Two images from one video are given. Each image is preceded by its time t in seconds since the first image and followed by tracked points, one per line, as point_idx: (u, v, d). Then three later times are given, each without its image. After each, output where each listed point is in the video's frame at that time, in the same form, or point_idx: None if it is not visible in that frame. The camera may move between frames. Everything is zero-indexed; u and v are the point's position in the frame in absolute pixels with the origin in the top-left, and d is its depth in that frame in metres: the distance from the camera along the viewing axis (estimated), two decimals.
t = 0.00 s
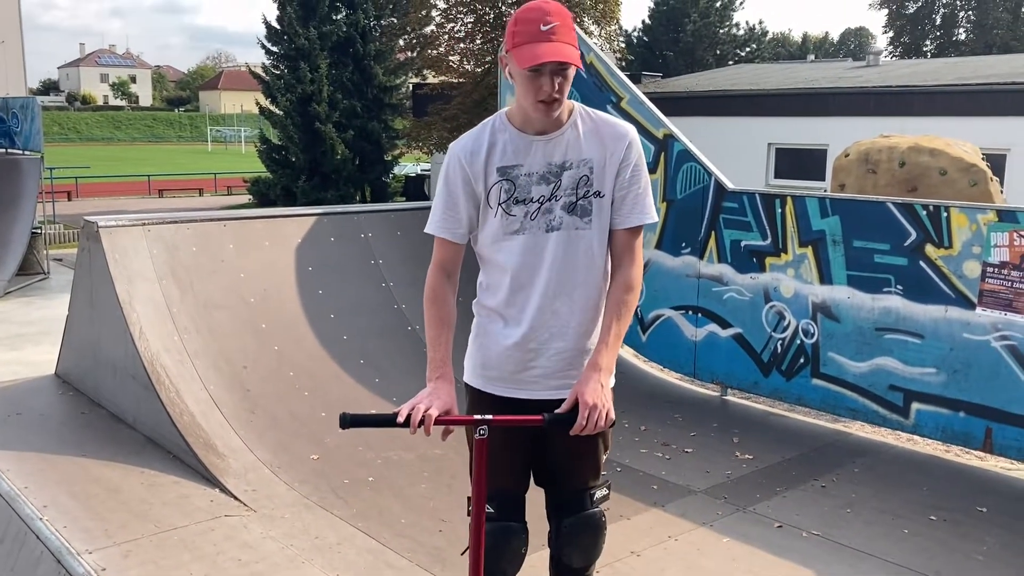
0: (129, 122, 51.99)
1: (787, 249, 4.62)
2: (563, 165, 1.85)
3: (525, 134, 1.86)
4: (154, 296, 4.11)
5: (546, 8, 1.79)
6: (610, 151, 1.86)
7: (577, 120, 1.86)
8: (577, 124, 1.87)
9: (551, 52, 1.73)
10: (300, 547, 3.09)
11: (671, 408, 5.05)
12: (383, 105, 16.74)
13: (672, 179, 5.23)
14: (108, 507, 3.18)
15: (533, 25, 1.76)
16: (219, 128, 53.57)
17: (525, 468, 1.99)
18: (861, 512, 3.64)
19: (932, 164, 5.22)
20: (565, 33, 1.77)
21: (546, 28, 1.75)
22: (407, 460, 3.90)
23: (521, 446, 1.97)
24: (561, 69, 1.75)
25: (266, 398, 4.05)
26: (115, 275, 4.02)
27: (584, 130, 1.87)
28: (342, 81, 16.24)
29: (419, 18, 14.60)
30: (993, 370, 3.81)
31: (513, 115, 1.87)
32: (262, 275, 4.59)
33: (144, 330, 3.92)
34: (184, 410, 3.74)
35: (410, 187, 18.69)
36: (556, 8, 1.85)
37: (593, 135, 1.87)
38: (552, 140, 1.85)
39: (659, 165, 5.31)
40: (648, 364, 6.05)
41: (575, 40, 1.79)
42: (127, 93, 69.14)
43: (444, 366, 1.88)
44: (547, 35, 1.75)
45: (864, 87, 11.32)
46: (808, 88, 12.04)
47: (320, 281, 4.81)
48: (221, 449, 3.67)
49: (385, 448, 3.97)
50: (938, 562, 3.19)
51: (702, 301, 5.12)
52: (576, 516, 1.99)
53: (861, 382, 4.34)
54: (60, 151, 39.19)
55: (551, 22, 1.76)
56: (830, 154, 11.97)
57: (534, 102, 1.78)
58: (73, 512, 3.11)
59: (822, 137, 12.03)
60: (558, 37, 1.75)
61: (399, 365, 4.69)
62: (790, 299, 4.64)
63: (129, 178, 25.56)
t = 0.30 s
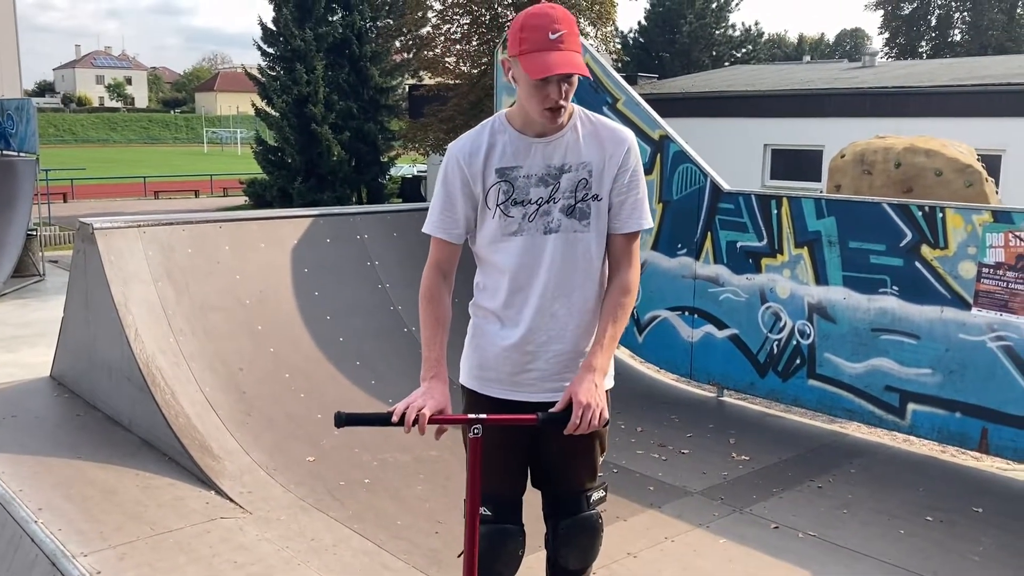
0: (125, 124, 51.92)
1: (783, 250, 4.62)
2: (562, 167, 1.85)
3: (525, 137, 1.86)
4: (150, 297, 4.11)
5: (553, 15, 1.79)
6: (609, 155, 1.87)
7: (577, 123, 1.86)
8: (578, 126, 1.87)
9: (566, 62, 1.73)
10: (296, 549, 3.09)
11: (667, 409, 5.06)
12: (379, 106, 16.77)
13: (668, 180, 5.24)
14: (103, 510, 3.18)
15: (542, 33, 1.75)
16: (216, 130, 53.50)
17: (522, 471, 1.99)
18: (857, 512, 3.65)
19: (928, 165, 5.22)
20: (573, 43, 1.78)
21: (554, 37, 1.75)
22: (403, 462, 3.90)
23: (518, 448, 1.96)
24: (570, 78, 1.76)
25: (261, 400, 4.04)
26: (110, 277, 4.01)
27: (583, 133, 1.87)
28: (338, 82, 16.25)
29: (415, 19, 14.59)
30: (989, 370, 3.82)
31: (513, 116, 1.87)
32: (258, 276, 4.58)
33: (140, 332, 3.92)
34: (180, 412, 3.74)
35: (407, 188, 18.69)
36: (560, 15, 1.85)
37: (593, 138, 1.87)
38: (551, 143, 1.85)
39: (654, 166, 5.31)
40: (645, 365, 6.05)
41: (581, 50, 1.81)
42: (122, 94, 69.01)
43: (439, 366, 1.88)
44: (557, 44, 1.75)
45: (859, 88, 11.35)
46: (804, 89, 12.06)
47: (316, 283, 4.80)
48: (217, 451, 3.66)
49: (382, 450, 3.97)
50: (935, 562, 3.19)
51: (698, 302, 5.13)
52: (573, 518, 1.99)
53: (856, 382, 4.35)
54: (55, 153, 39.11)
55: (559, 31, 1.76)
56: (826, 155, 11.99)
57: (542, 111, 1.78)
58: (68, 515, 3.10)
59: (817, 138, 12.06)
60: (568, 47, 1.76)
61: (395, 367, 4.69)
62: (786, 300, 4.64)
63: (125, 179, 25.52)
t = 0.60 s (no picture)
0: (123, 124, 51.85)
1: (780, 249, 4.62)
2: (559, 168, 1.85)
3: (522, 139, 1.86)
4: (146, 296, 4.10)
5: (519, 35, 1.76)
6: (608, 157, 1.86)
7: (576, 125, 1.86)
8: (577, 129, 1.86)
9: (520, 93, 1.71)
10: (292, 549, 3.09)
11: (664, 408, 5.06)
12: (377, 105, 16.78)
13: (665, 180, 5.24)
14: (99, 509, 3.17)
15: (503, 59, 1.74)
16: (213, 129, 53.42)
17: (517, 470, 1.99)
18: (854, 511, 3.65)
19: (925, 164, 5.22)
20: (536, 64, 1.73)
21: (515, 61, 1.73)
22: (400, 462, 3.90)
23: (513, 447, 1.96)
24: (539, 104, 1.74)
25: (257, 400, 4.04)
26: (106, 277, 4.01)
27: (583, 134, 1.86)
28: (336, 82, 16.24)
29: (412, 18, 14.59)
30: (986, 369, 3.82)
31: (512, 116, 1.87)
32: (254, 275, 4.57)
33: (136, 331, 3.91)
34: (176, 412, 3.73)
35: (404, 187, 18.68)
36: (537, 23, 1.79)
37: (592, 140, 1.86)
38: (550, 145, 1.84)
39: (651, 165, 5.31)
40: (642, 365, 6.05)
41: (551, 66, 1.74)
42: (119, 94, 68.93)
43: (433, 363, 1.87)
44: (515, 70, 1.72)
45: (856, 87, 11.34)
46: (802, 89, 12.06)
47: (312, 282, 4.80)
48: (213, 451, 3.66)
49: (379, 449, 3.97)
50: (932, 561, 3.19)
51: (695, 301, 5.13)
52: (568, 518, 1.99)
53: (854, 382, 4.35)
54: (53, 153, 39.03)
55: (520, 54, 1.73)
56: (823, 154, 11.99)
57: (525, 126, 1.82)
58: (64, 515, 3.09)
59: (815, 137, 12.06)
60: (528, 71, 1.72)
61: (392, 366, 4.69)
62: (783, 299, 4.64)
63: (122, 179, 25.48)
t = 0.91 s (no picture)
0: (123, 124, 51.86)
1: (779, 249, 4.62)
2: (551, 169, 1.85)
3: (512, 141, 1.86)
4: (144, 296, 4.10)
5: (483, 46, 1.73)
6: (600, 155, 1.84)
7: (567, 125, 1.85)
8: (567, 130, 1.85)
9: (479, 107, 1.70)
10: (290, 549, 3.09)
11: (663, 408, 5.06)
12: (376, 105, 16.78)
13: (664, 180, 5.24)
14: (97, 509, 3.17)
15: (471, 73, 1.74)
16: (213, 129, 53.41)
17: (513, 469, 1.99)
18: (852, 512, 3.65)
19: (924, 164, 5.23)
20: (499, 76, 1.70)
21: (479, 75, 1.72)
22: (398, 461, 3.90)
23: (511, 446, 1.96)
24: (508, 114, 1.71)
25: (256, 400, 4.04)
26: (104, 276, 4.01)
27: (574, 133, 1.85)
28: (335, 82, 16.23)
29: (412, 18, 14.60)
30: (985, 369, 3.82)
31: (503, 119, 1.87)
32: (253, 276, 4.57)
33: (134, 331, 3.91)
34: (174, 412, 3.73)
35: (404, 188, 18.68)
36: (504, 29, 1.74)
37: (583, 139, 1.85)
38: (540, 147, 1.84)
39: (650, 165, 5.32)
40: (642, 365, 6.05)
41: (516, 77, 1.70)
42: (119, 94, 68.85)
43: (431, 364, 1.87)
44: (480, 84, 1.72)
45: (856, 88, 11.34)
46: (801, 89, 12.06)
47: (311, 282, 4.80)
48: (212, 451, 3.65)
49: (378, 449, 3.98)
50: (930, 561, 3.19)
51: (694, 301, 5.13)
52: (566, 518, 1.99)
53: (853, 382, 4.35)
54: (52, 153, 39.01)
55: (483, 66, 1.71)
56: (823, 154, 12.00)
57: (506, 134, 1.80)
58: (61, 515, 3.09)
59: (814, 137, 12.06)
60: (490, 84, 1.70)
61: (390, 366, 4.69)
62: (782, 299, 4.64)
63: (122, 179, 25.48)
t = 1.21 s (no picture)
0: (125, 125, 51.94)
1: (781, 251, 4.61)
2: (544, 170, 1.84)
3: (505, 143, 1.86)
4: (145, 296, 4.10)
5: (470, 51, 1.73)
6: (593, 154, 1.83)
7: (559, 124, 1.84)
8: (559, 129, 1.84)
9: (467, 112, 1.68)
10: (290, 550, 3.08)
11: (664, 410, 5.04)
12: (377, 107, 16.79)
13: (665, 181, 5.23)
14: (97, 510, 3.16)
15: (458, 79, 1.74)
16: (214, 131, 53.48)
17: (514, 470, 1.98)
18: (855, 513, 3.63)
19: (926, 166, 5.22)
20: (486, 80, 1.69)
21: (466, 80, 1.71)
22: (399, 463, 3.89)
23: (512, 447, 1.95)
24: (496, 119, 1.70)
25: (257, 401, 4.03)
26: (105, 277, 4.00)
27: (567, 131, 1.84)
28: (337, 83, 16.25)
29: (413, 20, 14.60)
30: (988, 371, 3.81)
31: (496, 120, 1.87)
32: (253, 277, 4.56)
33: (135, 331, 3.91)
34: (175, 412, 3.73)
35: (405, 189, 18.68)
36: (491, 33, 1.73)
37: (576, 137, 1.84)
38: (532, 147, 1.84)
39: (652, 166, 5.31)
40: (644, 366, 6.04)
41: (503, 80, 1.69)
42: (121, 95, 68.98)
43: (429, 363, 1.87)
44: (466, 89, 1.71)
45: (858, 89, 11.32)
46: (803, 90, 12.05)
47: (312, 283, 4.79)
48: (212, 452, 3.65)
49: (378, 451, 3.97)
50: (933, 564, 3.18)
51: (695, 302, 5.12)
52: (567, 520, 1.98)
53: (855, 384, 4.34)
54: (54, 154, 39.07)
55: (470, 70, 1.71)
56: (825, 156, 11.99)
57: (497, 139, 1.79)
58: (61, 515, 3.09)
59: (816, 139, 12.05)
60: (478, 88, 1.69)
61: (391, 368, 4.68)
62: (784, 301, 4.63)
63: (124, 180, 25.49)
